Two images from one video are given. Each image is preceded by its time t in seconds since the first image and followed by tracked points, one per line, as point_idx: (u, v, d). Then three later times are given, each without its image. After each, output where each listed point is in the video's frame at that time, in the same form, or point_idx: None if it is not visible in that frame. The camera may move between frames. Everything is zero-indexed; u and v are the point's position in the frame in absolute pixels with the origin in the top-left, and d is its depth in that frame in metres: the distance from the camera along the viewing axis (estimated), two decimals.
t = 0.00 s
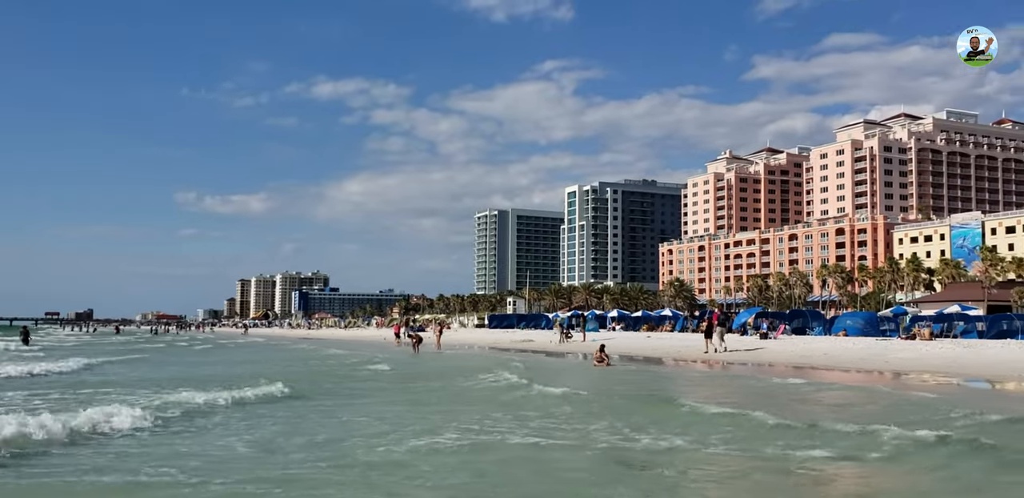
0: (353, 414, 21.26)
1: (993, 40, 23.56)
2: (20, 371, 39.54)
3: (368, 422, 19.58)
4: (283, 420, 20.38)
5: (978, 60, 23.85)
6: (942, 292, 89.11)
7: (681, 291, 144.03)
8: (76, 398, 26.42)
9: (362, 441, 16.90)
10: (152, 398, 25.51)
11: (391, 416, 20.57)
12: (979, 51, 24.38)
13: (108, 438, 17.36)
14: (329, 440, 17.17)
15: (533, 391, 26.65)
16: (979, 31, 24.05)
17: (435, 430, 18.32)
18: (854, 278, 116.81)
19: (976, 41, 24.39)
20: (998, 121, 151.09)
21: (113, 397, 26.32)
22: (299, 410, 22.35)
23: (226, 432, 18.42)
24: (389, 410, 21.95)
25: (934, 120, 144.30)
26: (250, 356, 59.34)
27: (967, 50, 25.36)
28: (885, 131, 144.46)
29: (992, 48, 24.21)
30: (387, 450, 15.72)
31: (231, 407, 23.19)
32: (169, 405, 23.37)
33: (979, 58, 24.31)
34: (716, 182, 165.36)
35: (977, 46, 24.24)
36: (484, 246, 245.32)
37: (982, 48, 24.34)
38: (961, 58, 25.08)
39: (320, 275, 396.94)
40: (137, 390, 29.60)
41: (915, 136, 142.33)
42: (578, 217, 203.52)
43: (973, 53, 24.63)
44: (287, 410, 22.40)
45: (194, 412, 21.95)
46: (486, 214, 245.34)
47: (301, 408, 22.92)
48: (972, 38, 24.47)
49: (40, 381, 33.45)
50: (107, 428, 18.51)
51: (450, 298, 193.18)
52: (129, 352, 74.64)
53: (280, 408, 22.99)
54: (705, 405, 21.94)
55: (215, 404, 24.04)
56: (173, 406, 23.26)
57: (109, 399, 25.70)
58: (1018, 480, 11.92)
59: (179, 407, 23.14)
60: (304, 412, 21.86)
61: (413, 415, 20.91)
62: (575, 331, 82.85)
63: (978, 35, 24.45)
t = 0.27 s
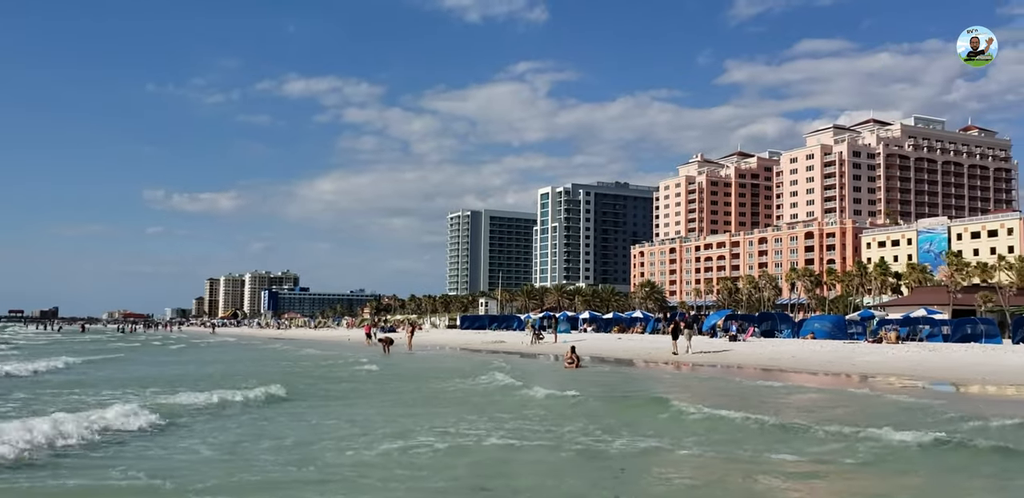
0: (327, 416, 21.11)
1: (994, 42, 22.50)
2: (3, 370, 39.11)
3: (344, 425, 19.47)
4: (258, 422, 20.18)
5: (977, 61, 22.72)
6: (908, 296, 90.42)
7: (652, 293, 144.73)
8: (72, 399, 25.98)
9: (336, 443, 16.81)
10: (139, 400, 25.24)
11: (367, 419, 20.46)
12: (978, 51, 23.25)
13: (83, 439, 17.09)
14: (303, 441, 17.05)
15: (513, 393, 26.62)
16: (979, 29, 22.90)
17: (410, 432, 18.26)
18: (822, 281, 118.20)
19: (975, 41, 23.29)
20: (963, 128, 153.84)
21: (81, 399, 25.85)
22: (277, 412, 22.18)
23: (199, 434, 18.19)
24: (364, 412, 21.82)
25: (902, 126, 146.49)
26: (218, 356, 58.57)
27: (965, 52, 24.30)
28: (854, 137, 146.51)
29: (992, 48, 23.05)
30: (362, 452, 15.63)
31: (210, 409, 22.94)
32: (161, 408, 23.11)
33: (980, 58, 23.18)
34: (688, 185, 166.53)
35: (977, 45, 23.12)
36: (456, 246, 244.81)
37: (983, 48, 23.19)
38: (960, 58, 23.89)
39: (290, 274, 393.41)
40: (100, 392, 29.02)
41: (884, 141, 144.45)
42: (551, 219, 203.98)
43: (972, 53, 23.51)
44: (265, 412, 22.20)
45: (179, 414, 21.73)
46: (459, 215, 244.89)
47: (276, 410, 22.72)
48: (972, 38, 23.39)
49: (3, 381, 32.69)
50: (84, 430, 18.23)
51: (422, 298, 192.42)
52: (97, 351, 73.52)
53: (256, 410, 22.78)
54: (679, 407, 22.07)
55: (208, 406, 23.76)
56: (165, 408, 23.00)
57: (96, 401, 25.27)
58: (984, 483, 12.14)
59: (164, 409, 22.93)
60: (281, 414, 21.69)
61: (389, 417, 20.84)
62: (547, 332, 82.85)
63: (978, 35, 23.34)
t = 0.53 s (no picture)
0: (315, 418, 21.01)
1: (992, 40, 22.33)
2: None
3: (334, 426, 19.38)
4: (247, 423, 20.07)
5: (978, 60, 22.53)
6: (887, 299, 91.29)
7: (634, 294, 145.12)
8: (88, 399, 25.78)
9: (323, 445, 16.73)
10: (143, 401, 25.08)
11: (356, 420, 20.40)
12: (978, 51, 23.04)
13: (75, 438, 16.96)
14: (289, 442, 16.96)
15: (509, 395, 26.55)
16: (980, 29, 22.69)
17: (398, 433, 18.19)
18: (803, 284, 119.02)
19: (975, 41, 23.06)
20: (943, 133, 155.48)
21: (64, 399, 25.57)
22: (270, 412, 22.07)
23: (186, 434, 18.07)
24: (353, 414, 21.75)
25: (884, 129, 147.55)
26: (198, 355, 58.15)
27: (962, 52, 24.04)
28: (835, 141, 147.66)
29: (992, 48, 22.88)
30: (349, 453, 15.56)
31: (204, 409, 22.79)
32: (171, 409, 23.00)
33: (980, 57, 22.98)
34: (670, 187, 167.19)
35: (977, 45, 22.97)
36: (439, 246, 244.44)
37: (982, 48, 23.01)
38: (960, 58, 23.72)
39: (271, 273, 390.87)
40: (78, 392, 28.68)
41: (865, 145, 145.49)
42: (534, 219, 204.36)
43: (972, 52, 23.28)
44: (256, 412, 22.09)
45: (182, 415, 21.65)
46: (442, 214, 244.57)
47: (265, 410, 22.60)
48: (972, 38, 23.15)
49: None
50: (76, 429, 18.07)
51: (404, 298, 191.86)
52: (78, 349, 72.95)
53: (247, 410, 22.64)
54: (663, 409, 22.09)
55: (219, 407, 23.61)
56: (175, 410, 22.86)
57: (102, 401, 25.07)
58: (967, 485, 12.24)
59: (173, 410, 22.87)
60: (272, 415, 21.59)
61: (378, 418, 20.78)
62: (529, 333, 82.85)
63: (978, 35, 23.13)
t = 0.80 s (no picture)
0: (305, 422, 20.81)
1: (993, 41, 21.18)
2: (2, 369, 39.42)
3: (325, 430, 19.17)
4: (238, 426, 19.84)
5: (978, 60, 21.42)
6: (867, 303, 91.99)
7: (617, 297, 145.44)
8: (117, 402, 25.50)
9: (310, 449, 16.51)
10: (157, 403, 24.89)
11: (347, 425, 20.19)
12: (979, 51, 21.94)
13: (67, 442, 16.74)
14: (276, 447, 16.74)
15: (514, 398, 26.25)
16: (980, 29, 21.61)
17: (386, 438, 17.99)
18: (784, 288, 119.69)
19: (976, 40, 21.99)
20: (923, 138, 156.88)
21: (50, 402, 25.30)
22: (265, 416, 21.86)
23: (176, 439, 17.83)
24: (343, 418, 21.56)
25: (865, 134, 148.77)
26: (180, 356, 57.68)
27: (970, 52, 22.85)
28: (817, 145, 148.61)
29: (994, 48, 21.74)
30: (336, 458, 15.34)
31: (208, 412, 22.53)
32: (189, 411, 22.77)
33: (980, 58, 21.86)
34: (653, 190, 167.76)
35: (977, 45, 21.88)
36: (422, 247, 243.92)
37: (983, 48, 21.91)
38: (960, 58, 22.51)
39: (253, 273, 388.29)
40: (58, 394, 28.31)
41: (846, 150, 146.64)
42: (518, 221, 204.40)
43: (973, 53, 22.22)
44: (250, 416, 21.87)
45: (196, 417, 21.45)
46: (426, 215, 244.03)
47: (258, 413, 22.38)
48: (972, 37, 22.07)
49: None
50: (73, 432, 17.86)
51: (387, 299, 191.31)
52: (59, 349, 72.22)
53: (243, 414, 22.46)
54: (647, 411, 22.11)
55: (239, 409, 23.37)
56: (194, 412, 22.62)
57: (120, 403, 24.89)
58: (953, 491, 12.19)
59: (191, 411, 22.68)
60: (267, 418, 21.40)
61: (371, 422, 20.59)
62: (512, 335, 82.79)
63: (979, 35, 22.03)
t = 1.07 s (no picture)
0: (301, 426, 20.60)
1: (993, 38, 22.47)
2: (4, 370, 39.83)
3: (315, 435, 18.96)
4: (236, 429, 19.62)
5: (979, 58, 22.58)
6: (845, 304, 92.85)
7: (597, 298, 145.70)
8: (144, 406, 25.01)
9: (293, 455, 16.24)
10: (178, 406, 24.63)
11: (340, 429, 20.03)
12: (978, 50, 23.23)
13: (58, 445, 16.52)
14: (262, 453, 16.48)
15: (519, 400, 26.06)
16: (981, 29, 22.92)
17: (371, 442, 17.77)
18: (763, 289, 120.55)
19: (976, 41, 23.29)
20: (901, 141, 158.64)
21: (31, 405, 24.96)
22: (266, 420, 21.61)
23: (165, 439, 17.62)
24: (336, 421, 21.34)
25: (843, 137, 150.23)
26: (157, 357, 57.02)
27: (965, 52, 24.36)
28: (796, 148, 149.82)
29: (991, 48, 23.09)
30: (321, 464, 15.11)
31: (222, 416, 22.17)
32: (212, 414, 22.42)
33: (980, 57, 23.19)
34: (633, 192, 168.44)
35: (978, 44, 23.15)
36: (402, 248, 243.12)
37: (982, 48, 23.21)
38: (960, 58, 23.92)
39: (231, 274, 385.08)
40: (34, 397, 27.90)
41: (825, 152, 147.99)
42: (499, 222, 204.38)
43: (972, 52, 23.46)
44: (247, 420, 21.61)
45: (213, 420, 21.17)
46: (406, 216, 243.32)
47: (260, 417, 22.18)
48: (973, 39, 23.41)
49: None
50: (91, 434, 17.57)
51: (367, 301, 190.45)
52: (34, 350, 71.25)
53: (250, 417, 22.18)
54: (628, 413, 22.17)
55: (261, 413, 23.03)
56: (214, 415, 22.27)
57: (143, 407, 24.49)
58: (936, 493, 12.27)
59: (208, 414, 22.41)
60: (268, 422, 21.18)
61: (363, 427, 20.38)
62: (492, 336, 82.68)
63: (979, 36, 23.40)
